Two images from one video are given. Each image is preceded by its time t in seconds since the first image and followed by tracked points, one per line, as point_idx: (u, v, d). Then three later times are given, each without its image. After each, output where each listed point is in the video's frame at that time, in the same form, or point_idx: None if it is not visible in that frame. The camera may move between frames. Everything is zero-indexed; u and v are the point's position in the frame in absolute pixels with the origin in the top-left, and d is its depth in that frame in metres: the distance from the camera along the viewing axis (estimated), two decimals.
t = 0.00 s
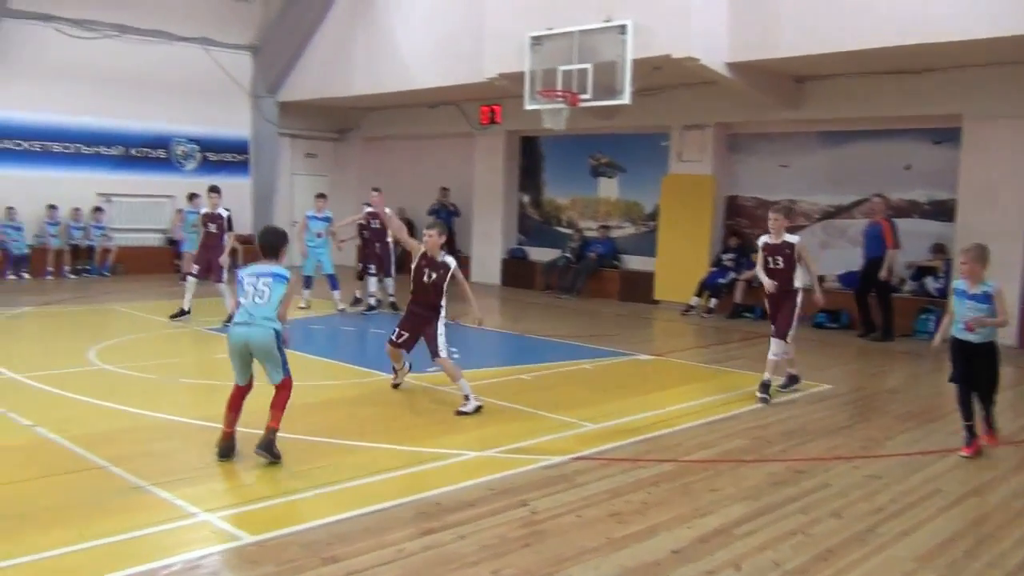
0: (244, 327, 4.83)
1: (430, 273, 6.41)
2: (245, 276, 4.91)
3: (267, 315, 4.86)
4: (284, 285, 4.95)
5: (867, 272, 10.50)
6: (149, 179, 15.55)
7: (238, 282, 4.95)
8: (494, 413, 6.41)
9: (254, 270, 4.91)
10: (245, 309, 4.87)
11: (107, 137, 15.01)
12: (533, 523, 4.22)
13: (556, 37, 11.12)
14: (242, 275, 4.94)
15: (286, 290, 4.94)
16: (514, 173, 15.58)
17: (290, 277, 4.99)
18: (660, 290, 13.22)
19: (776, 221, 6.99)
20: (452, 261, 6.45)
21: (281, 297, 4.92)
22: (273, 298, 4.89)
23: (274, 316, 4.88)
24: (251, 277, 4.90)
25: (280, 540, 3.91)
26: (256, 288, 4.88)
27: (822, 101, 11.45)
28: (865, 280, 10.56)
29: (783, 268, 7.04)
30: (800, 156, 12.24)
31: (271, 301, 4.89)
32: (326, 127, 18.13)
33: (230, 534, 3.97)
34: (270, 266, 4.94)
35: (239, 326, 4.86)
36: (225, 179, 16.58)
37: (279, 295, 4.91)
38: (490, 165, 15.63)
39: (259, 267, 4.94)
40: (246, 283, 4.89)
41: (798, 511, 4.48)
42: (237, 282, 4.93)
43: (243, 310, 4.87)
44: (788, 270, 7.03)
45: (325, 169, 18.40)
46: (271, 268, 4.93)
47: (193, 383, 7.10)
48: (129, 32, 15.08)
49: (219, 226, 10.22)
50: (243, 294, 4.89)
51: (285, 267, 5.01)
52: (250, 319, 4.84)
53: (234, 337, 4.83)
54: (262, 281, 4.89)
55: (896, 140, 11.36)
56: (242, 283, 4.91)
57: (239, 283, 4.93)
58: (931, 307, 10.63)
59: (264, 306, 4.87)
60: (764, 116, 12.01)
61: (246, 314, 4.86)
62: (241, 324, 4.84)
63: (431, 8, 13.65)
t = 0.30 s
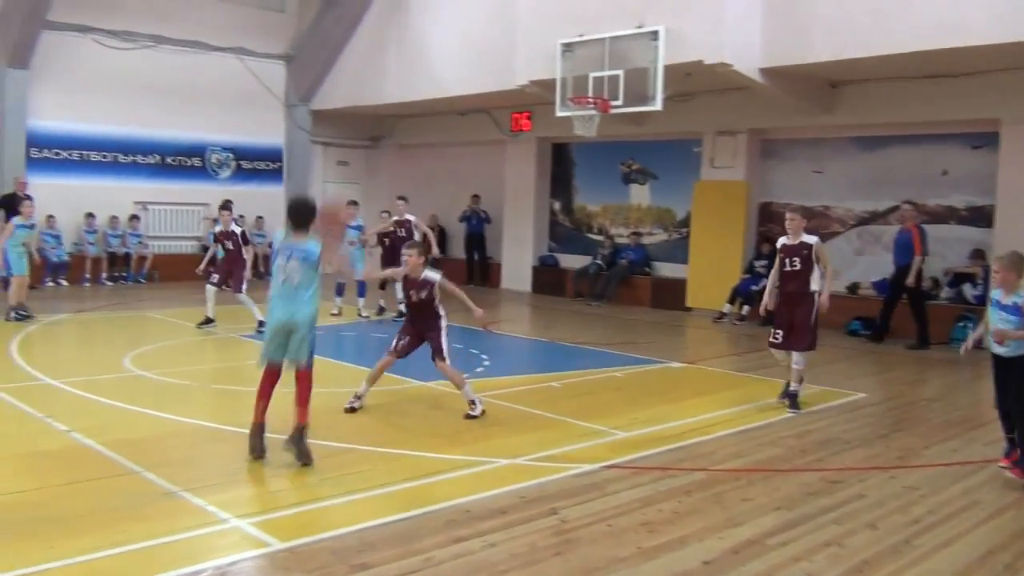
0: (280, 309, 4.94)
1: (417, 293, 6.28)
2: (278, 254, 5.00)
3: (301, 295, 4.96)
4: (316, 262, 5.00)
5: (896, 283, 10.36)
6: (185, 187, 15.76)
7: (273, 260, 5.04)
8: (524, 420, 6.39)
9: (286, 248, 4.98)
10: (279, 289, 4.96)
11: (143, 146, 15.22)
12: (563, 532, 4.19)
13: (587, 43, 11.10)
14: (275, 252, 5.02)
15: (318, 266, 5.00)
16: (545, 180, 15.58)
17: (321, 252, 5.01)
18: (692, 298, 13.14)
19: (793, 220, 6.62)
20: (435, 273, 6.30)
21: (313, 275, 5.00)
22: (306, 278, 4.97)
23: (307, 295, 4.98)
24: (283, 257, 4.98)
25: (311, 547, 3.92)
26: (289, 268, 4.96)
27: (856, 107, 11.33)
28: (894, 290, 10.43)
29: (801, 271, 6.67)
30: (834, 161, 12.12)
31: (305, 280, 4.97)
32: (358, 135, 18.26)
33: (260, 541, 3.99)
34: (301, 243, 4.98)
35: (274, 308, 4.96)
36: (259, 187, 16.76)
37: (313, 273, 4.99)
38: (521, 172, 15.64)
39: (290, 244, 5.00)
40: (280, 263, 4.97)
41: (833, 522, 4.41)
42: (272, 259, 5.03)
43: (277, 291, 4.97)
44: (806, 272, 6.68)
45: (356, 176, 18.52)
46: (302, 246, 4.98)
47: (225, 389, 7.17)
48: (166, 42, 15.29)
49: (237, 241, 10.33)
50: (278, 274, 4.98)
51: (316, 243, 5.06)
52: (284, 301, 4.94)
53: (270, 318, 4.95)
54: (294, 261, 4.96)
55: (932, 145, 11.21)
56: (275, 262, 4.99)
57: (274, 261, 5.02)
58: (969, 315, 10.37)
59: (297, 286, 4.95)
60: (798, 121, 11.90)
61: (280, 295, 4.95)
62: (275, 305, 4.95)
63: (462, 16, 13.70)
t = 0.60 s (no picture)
0: (342, 287, 5.36)
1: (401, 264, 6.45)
2: (322, 239, 5.25)
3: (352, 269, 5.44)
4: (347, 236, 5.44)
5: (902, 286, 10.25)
6: (202, 192, 15.85)
7: (313, 247, 5.24)
8: (539, 426, 6.37)
9: (331, 232, 5.28)
10: (334, 270, 5.33)
11: (162, 152, 15.33)
12: (578, 538, 4.17)
13: (603, 47, 11.08)
14: (316, 238, 5.25)
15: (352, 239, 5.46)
16: (561, 185, 15.57)
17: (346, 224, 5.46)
18: (708, 302, 13.08)
19: (782, 227, 6.55)
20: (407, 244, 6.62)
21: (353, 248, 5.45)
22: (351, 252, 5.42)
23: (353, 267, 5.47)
24: (330, 241, 5.28)
25: (326, 551, 3.92)
26: (338, 249, 5.33)
27: (874, 110, 11.26)
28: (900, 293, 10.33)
29: (788, 276, 6.61)
30: (852, 165, 12.04)
31: (349, 254, 5.42)
32: (374, 140, 18.30)
33: (275, 545, 3.99)
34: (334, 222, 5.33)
35: (333, 288, 5.33)
36: (276, 192, 16.84)
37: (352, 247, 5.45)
38: (537, 177, 15.64)
39: (327, 226, 5.29)
40: (329, 249, 5.29)
41: (850, 529, 4.37)
42: (314, 246, 5.23)
43: (334, 272, 5.33)
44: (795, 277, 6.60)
45: (373, 182, 18.57)
46: (338, 226, 5.33)
47: (242, 393, 7.19)
48: (184, 49, 15.39)
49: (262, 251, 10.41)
50: (330, 258, 5.30)
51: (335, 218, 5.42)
52: (341, 281, 5.36)
53: (336, 299, 5.32)
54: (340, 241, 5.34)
55: (951, 149, 11.12)
56: (323, 247, 5.26)
57: (317, 247, 5.25)
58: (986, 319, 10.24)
59: (347, 263, 5.40)
60: (815, 125, 11.83)
61: (337, 275, 5.35)
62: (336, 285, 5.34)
63: (478, 20, 13.71)
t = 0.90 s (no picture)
0: (358, 349, 5.13)
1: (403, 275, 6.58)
2: (339, 298, 5.07)
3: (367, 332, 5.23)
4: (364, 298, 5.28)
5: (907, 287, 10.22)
6: (211, 198, 15.90)
7: (330, 305, 5.05)
8: (549, 431, 6.36)
9: (349, 291, 5.11)
10: (350, 330, 5.11)
11: (171, 158, 15.38)
12: (587, 544, 4.16)
13: (612, 53, 11.08)
14: (334, 297, 5.06)
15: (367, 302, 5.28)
16: (569, 190, 15.57)
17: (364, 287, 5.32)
18: (717, 308, 13.06)
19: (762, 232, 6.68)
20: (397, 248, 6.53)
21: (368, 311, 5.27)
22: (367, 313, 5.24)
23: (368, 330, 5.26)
24: (348, 300, 5.10)
25: (334, 557, 3.92)
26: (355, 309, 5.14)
27: (883, 115, 11.22)
28: (906, 295, 10.28)
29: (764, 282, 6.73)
30: (862, 170, 12.01)
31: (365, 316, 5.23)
32: (383, 146, 18.35)
33: (284, 550, 3.99)
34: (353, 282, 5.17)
35: (348, 349, 5.10)
36: (286, 198, 16.89)
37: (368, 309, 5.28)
38: (546, 182, 15.65)
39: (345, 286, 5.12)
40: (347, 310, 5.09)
41: (862, 535, 4.35)
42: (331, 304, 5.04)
43: (350, 333, 5.11)
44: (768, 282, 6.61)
45: (381, 187, 18.61)
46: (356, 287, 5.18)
47: (251, 399, 7.20)
48: (194, 55, 15.45)
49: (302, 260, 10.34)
50: (346, 318, 5.10)
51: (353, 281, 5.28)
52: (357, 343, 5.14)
53: (350, 361, 5.08)
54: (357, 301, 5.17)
55: (961, 154, 11.08)
56: (340, 307, 5.07)
57: (334, 306, 5.06)
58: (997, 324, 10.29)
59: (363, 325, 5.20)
60: (825, 130, 11.80)
61: (353, 336, 5.12)
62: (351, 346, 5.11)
63: (486, 26, 13.73)
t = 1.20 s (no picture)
0: (359, 354, 4.98)
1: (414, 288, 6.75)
2: (348, 299, 4.93)
3: (376, 339, 5.06)
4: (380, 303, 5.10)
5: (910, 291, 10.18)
6: (219, 203, 15.95)
7: (338, 305, 4.92)
8: (556, 437, 6.35)
9: (359, 293, 4.97)
10: (355, 334, 4.96)
11: (179, 163, 15.42)
12: (594, 550, 4.15)
13: (619, 59, 11.09)
14: (342, 297, 4.93)
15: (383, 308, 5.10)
16: (576, 196, 15.58)
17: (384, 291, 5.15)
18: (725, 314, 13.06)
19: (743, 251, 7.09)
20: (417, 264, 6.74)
21: (382, 317, 5.09)
22: (378, 319, 5.06)
23: (378, 337, 5.09)
24: (356, 303, 4.95)
25: (342, 562, 3.92)
26: (363, 313, 4.98)
27: (891, 122, 11.21)
28: (909, 300, 10.24)
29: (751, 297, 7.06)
30: (870, 176, 11.99)
31: (376, 322, 5.05)
32: (390, 152, 18.39)
33: (291, 556, 3.99)
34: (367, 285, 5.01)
35: (349, 352, 4.96)
36: (294, 203, 16.93)
37: (382, 315, 5.10)
38: (553, 188, 15.66)
39: (357, 287, 4.98)
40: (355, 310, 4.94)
41: (870, 543, 4.33)
42: (338, 304, 4.91)
43: (354, 336, 4.96)
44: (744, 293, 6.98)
45: (389, 193, 18.65)
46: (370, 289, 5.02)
47: (259, 404, 7.21)
48: (202, 61, 15.51)
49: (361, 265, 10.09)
50: (352, 321, 4.95)
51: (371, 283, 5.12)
52: (363, 347, 4.99)
53: (348, 365, 4.94)
54: (368, 305, 5.00)
55: (969, 161, 11.06)
56: (347, 307, 4.93)
57: (342, 307, 4.92)
58: (1008, 332, 10.17)
59: (371, 330, 5.02)
60: (833, 136, 11.79)
61: (356, 341, 4.97)
62: (352, 350, 4.96)
63: (494, 31, 13.74)
